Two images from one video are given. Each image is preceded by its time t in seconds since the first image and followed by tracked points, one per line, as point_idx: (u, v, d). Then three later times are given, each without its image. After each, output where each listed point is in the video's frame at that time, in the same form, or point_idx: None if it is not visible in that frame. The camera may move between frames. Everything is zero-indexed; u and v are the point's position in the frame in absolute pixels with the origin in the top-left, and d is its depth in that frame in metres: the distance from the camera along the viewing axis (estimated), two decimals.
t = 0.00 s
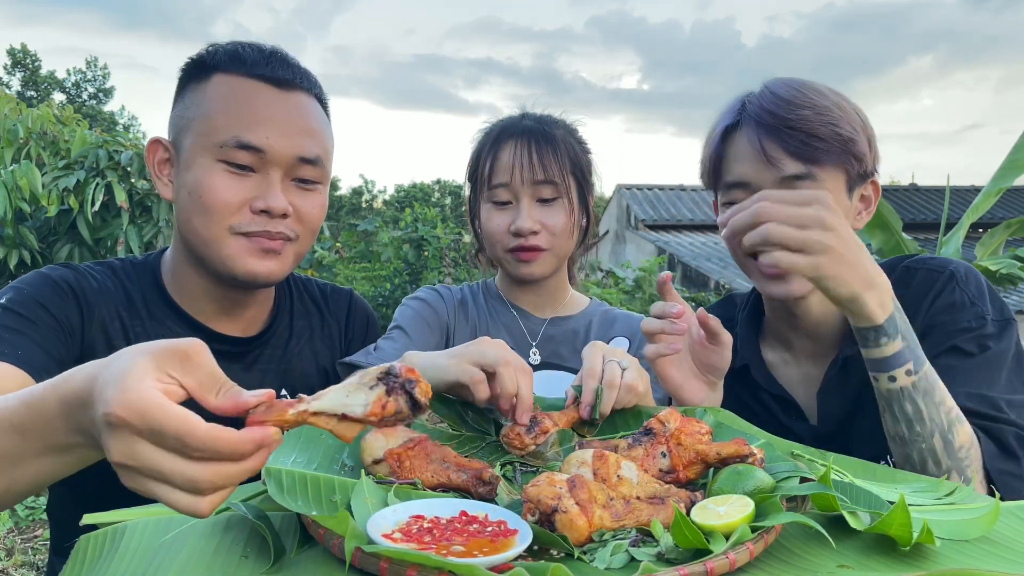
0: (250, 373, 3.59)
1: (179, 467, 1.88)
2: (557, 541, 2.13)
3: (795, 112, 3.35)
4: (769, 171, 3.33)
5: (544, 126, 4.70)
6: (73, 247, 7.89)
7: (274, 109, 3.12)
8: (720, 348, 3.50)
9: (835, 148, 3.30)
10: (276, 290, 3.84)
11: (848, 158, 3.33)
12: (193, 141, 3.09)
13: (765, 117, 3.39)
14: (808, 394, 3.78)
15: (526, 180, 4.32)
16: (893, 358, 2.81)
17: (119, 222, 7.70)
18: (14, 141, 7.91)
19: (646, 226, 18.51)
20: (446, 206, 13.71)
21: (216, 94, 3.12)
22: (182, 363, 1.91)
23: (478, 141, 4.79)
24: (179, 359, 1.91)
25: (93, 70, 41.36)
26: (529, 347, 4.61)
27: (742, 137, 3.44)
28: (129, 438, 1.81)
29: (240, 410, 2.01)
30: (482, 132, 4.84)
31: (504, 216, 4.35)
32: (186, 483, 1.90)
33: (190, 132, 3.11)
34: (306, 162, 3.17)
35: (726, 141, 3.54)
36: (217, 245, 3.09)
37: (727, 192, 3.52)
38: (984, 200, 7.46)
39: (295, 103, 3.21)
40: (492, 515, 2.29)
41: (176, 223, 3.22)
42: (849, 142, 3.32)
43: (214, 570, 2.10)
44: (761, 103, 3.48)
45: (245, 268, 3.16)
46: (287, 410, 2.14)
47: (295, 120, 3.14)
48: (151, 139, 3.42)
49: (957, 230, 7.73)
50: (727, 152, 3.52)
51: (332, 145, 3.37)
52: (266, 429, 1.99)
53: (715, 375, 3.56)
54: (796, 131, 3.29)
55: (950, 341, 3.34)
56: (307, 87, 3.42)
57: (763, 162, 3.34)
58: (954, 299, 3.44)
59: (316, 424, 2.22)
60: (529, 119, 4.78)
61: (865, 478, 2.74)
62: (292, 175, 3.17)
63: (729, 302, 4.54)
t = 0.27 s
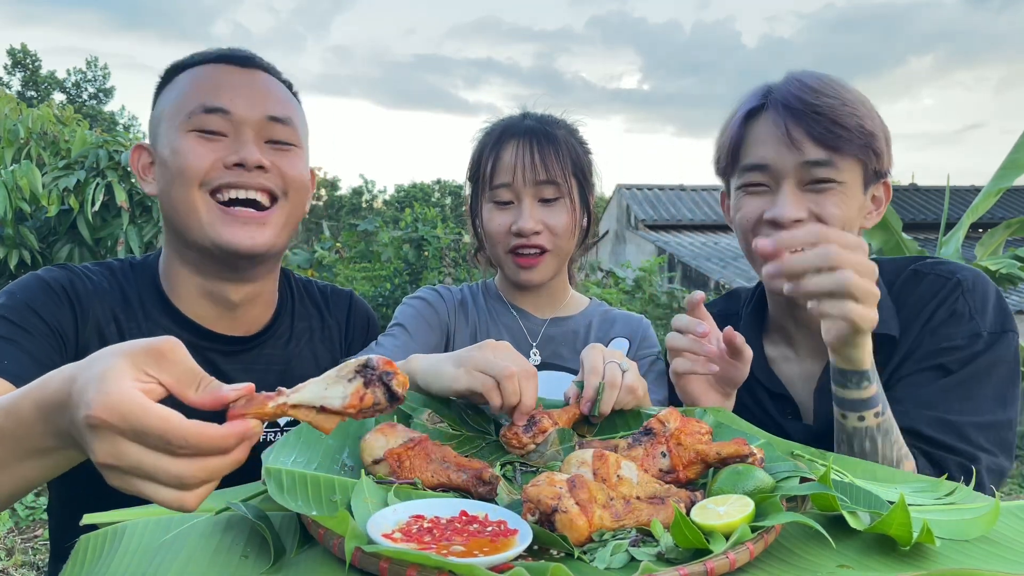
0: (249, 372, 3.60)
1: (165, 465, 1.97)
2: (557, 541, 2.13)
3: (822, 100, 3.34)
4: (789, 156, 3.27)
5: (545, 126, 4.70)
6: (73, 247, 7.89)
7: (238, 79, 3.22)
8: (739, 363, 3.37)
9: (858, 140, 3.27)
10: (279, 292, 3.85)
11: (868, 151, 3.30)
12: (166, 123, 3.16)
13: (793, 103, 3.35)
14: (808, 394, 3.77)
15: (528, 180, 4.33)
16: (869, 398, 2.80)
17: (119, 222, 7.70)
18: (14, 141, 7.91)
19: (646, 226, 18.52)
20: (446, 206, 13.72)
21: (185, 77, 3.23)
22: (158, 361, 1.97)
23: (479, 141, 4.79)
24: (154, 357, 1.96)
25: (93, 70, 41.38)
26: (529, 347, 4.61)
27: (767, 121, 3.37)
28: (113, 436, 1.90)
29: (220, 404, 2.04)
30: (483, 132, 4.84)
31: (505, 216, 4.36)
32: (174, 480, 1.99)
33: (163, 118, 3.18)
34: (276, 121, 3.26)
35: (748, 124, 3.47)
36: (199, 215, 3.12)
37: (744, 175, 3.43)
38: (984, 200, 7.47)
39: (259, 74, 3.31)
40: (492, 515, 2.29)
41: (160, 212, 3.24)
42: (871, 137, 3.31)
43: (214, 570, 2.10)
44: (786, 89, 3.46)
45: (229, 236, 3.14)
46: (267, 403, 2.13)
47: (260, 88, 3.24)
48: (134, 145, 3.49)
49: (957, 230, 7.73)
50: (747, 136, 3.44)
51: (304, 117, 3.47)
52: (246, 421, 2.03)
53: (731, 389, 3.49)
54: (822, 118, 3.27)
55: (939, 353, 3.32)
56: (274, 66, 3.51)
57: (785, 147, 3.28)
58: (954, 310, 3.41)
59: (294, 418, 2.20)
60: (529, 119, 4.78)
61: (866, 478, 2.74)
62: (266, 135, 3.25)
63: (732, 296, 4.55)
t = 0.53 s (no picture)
0: (245, 373, 3.59)
1: (150, 473, 1.99)
2: (557, 541, 2.13)
3: (843, 113, 3.28)
4: (808, 172, 3.27)
5: (546, 126, 4.70)
6: (73, 247, 7.90)
7: (215, 83, 3.19)
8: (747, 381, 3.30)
9: (878, 156, 3.25)
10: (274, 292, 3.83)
11: (890, 167, 3.29)
12: (148, 132, 3.16)
13: (813, 116, 3.30)
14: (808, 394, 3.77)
15: (528, 181, 4.33)
16: (905, 443, 2.85)
17: (119, 222, 7.70)
18: (14, 141, 7.91)
19: (646, 226, 18.52)
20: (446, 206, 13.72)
21: (164, 85, 3.21)
22: (142, 370, 1.99)
23: (479, 142, 4.78)
24: (138, 366, 1.99)
25: (93, 70, 41.40)
26: (529, 347, 4.61)
27: (786, 133, 3.35)
28: (95, 446, 1.93)
29: (202, 414, 2.01)
30: (483, 132, 4.84)
31: (505, 217, 4.35)
32: (157, 488, 2.01)
33: (146, 128, 3.18)
34: (257, 125, 3.23)
35: (767, 132, 3.44)
36: (185, 225, 3.13)
37: (758, 189, 3.46)
38: (984, 200, 7.47)
39: (240, 76, 3.28)
40: (492, 515, 2.29)
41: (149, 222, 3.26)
42: (895, 151, 3.29)
43: (213, 570, 2.10)
44: (807, 96, 3.41)
45: (216, 246, 3.15)
46: (247, 410, 2.13)
47: (238, 90, 3.22)
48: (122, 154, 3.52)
49: (957, 230, 7.73)
50: (767, 144, 3.42)
51: (288, 118, 3.43)
52: (229, 432, 2.06)
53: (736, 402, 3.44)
54: (844, 133, 3.22)
55: (958, 366, 3.34)
56: (257, 64, 3.46)
57: (804, 163, 3.26)
58: (977, 322, 3.43)
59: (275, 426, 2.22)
60: (529, 120, 4.77)
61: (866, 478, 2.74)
62: (248, 139, 3.22)
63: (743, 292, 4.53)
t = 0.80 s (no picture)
0: (247, 375, 3.60)
1: (144, 485, 1.99)
2: (557, 541, 2.13)
3: (874, 122, 3.25)
4: (832, 182, 3.25)
5: (546, 127, 4.70)
6: (73, 247, 7.90)
7: (217, 84, 3.19)
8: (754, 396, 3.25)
9: (908, 167, 3.22)
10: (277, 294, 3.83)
11: (921, 179, 3.27)
12: (149, 134, 3.16)
13: (841, 125, 3.28)
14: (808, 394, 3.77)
15: (529, 182, 4.33)
16: (903, 444, 2.86)
17: (119, 222, 7.70)
18: (14, 141, 7.91)
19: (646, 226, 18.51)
20: (446, 206, 13.72)
21: (167, 87, 3.21)
22: (136, 381, 2.00)
23: (480, 142, 4.78)
24: (132, 377, 1.99)
25: (93, 70, 41.43)
26: (529, 347, 4.61)
27: (811, 141, 3.33)
28: (90, 458, 1.94)
29: (197, 423, 2.03)
30: (483, 133, 4.83)
31: (505, 217, 4.35)
32: (152, 500, 2.01)
33: (148, 129, 3.18)
34: (258, 127, 3.22)
35: (791, 140, 3.43)
36: (185, 227, 3.14)
37: (783, 198, 3.46)
38: (984, 200, 7.47)
39: (242, 78, 3.27)
40: (492, 515, 2.29)
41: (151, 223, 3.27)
42: (926, 162, 3.27)
43: (213, 570, 2.10)
44: (835, 104, 3.38)
45: (215, 248, 3.16)
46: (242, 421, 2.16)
47: (238, 91, 3.21)
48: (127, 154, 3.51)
49: (957, 230, 7.74)
50: (792, 152, 3.41)
51: (290, 119, 3.42)
52: (223, 441, 2.07)
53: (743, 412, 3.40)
54: (870, 144, 3.20)
55: (978, 380, 3.38)
56: (259, 65, 3.46)
57: (827, 172, 3.25)
58: (1003, 337, 3.43)
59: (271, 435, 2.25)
60: (530, 120, 4.77)
61: (865, 478, 2.74)
62: (248, 141, 3.22)
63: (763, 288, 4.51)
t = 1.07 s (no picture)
0: (250, 375, 3.60)
1: (147, 486, 1.99)
2: (557, 541, 2.13)
3: (896, 125, 3.26)
4: (853, 188, 3.24)
5: (547, 126, 4.70)
6: (73, 247, 7.90)
7: (232, 89, 3.15)
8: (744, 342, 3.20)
9: (930, 173, 3.22)
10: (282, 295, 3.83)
11: (942, 185, 3.27)
12: (160, 135, 3.14)
13: (861, 127, 3.27)
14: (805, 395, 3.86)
15: (529, 180, 4.33)
16: (901, 446, 2.87)
17: (119, 222, 7.70)
18: (14, 141, 7.92)
19: (646, 226, 18.51)
20: (446, 206, 13.72)
21: (179, 87, 3.16)
22: (138, 382, 1.98)
23: (481, 141, 4.78)
24: (135, 378, 1.98)
25: (93, 70, 41.43)
26: (530, 347, 4.61)
27: (832, 143, 3.31)
28: (93, 460, 1.94)
29: (200, 424, 2.02)
30: (484, 132, 4.83)
31: (505, 215, 4.35)
32: (154, 501, 2.01)
33: (159, 129, 3.15)
34: (271, 135, 3.20)
35: (810, 143, 3.41)
36: (195, 232, 3.14)
37: (801, 202, 3.44)
38: (984, 200, 7.47)
39: (256, 82, 3.24)
40: (492, 515, 2.29)
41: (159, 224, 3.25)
42: (949, 168, 3.27)
43: (213, 570, 2.10)
44: (858, 107, 3.36)
45: (223, 254, 3.17)
46: (245, 423, 2.17)
47: (254, 98, 3.18)
48: (134, 149, 3.46)
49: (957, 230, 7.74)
50: (811, 155, 3.39)
51: (303, 125, 3.40)
52: (226, 441, 2.08)
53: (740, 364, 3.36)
54: (892, 149, 3.19)
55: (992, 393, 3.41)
56: (272, 67, 3.44)
57: (847, 176, 3.23)
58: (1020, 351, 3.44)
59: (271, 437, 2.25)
60: (532, 119, 4.77)
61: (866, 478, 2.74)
62: (260, 149, 3.20)
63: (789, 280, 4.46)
